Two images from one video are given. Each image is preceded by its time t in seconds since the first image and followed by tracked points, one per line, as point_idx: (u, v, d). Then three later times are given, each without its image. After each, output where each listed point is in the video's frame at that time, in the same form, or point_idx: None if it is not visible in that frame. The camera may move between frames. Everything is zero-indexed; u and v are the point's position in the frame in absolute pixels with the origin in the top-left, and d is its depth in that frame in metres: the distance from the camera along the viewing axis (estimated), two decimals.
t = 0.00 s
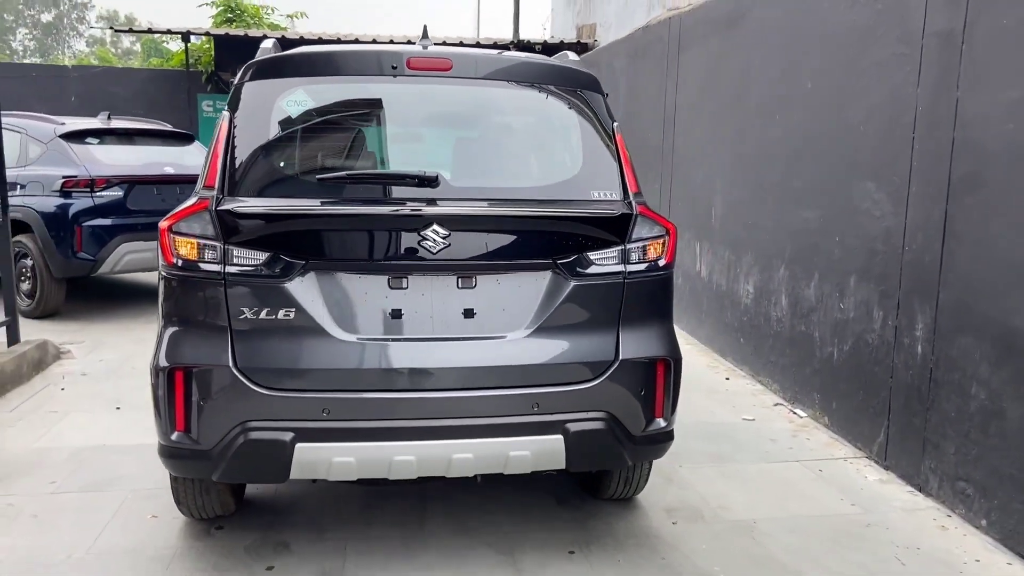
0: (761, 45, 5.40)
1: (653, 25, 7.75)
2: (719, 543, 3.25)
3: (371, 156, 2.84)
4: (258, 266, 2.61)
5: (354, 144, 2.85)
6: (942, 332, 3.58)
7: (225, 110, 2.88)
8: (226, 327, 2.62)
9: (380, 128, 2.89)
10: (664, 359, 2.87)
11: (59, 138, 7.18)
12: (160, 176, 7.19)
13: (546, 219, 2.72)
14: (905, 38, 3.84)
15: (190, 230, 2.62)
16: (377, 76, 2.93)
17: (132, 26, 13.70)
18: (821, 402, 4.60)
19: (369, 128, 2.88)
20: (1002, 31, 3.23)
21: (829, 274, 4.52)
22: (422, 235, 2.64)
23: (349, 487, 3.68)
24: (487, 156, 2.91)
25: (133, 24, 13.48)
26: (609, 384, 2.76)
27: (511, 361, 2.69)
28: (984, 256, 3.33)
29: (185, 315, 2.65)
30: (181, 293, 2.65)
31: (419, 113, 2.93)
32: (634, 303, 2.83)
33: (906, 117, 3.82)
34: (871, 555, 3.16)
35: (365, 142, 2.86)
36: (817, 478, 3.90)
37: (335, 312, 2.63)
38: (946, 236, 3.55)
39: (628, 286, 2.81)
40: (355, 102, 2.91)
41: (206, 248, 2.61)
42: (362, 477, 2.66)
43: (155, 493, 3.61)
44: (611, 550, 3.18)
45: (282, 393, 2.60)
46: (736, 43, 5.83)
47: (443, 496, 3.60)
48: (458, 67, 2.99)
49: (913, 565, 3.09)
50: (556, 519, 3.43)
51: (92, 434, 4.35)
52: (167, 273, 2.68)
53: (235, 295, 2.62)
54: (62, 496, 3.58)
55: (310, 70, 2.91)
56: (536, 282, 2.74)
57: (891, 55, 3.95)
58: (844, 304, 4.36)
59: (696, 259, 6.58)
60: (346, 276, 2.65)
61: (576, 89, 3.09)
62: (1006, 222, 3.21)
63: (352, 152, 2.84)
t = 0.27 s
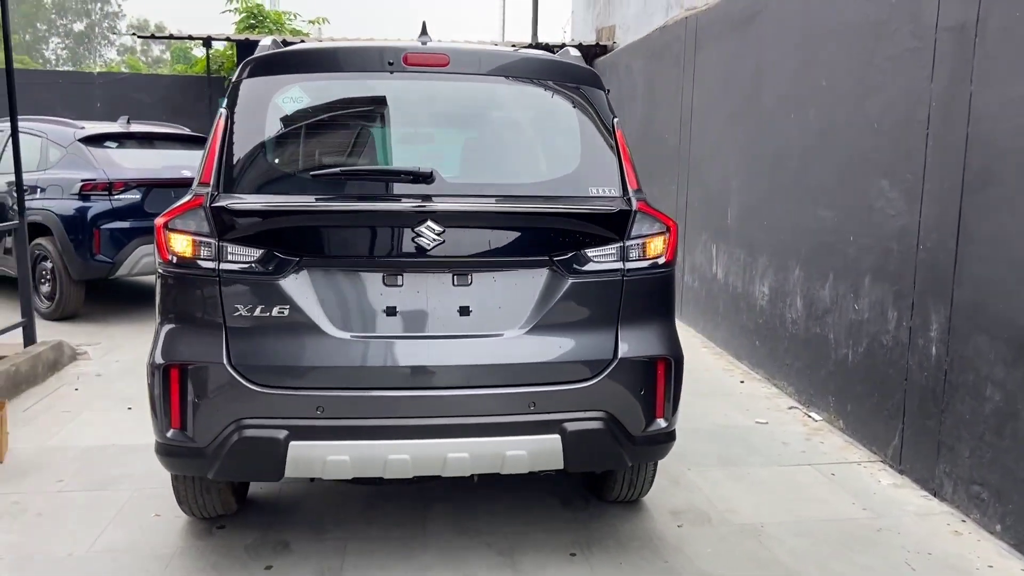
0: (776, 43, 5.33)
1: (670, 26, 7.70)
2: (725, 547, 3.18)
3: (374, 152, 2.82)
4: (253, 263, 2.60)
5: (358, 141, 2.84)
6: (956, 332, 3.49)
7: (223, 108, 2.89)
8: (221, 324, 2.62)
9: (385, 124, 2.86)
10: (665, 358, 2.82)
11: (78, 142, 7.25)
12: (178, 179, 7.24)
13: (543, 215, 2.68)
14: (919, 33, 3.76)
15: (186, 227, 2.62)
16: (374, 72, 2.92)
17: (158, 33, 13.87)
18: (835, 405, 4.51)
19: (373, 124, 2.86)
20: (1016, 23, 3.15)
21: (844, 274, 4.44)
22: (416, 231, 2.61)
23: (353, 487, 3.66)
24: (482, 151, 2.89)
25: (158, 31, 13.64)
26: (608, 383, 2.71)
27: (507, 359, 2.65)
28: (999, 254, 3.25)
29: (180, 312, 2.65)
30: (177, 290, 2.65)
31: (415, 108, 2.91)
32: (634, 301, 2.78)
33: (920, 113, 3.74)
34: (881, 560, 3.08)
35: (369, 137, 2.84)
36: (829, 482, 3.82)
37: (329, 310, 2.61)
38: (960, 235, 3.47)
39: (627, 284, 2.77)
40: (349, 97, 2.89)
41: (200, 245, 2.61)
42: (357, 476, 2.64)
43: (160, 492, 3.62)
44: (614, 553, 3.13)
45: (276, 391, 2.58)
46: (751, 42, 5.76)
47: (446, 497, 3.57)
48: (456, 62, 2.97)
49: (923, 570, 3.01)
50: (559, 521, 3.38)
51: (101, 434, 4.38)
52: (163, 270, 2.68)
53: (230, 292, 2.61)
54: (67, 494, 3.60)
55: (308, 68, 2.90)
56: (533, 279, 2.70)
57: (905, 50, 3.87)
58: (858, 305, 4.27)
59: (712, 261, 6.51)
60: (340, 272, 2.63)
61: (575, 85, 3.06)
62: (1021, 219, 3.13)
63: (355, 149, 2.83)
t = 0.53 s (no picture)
0: (781, 43, 5.33)
1: (680, 27, 7.72)
2: (718, 541, 3.20)
3: (375, 147, 2.88)
4: (245, 256, 2.66)
5: (358, 137, 2.89)
6: (953, 328, 3.49)
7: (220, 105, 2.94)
8: (215, 315, 2.68)
9: (385, 123, 2.92)
10: (654, 351, 2.84)
11: (95, 144, 7.37)
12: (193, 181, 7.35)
13: (531, 209, 2.72)
14: (917, 30, 3.76)
15: (182, 221, 2.69)
16: (366, 70, 2.98)
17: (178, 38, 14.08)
18: (838, 403, 4.51)
19: (373, 120, 2.92)
20: (1011, 18, 3.15)
21: (846, 272, 4.43)
22: (406, 225, 2.66)
23: (353, 480, 3.71)
24: (472, 147, 2.93)
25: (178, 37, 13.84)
26: (596, 375, 2.75)
27: (496, 351, 2.69)
28: (994, 249, 3.24)
29: (177, 304, 2.72)
30: (173, 282, 2.72)
31: (407, 104, 2.96)
32: (623, 294, 2.81)
33: (918, 110, 3.74)
34: (873, 555, 3.09)
35: (366, 133, 2.90)
36: (827, 478, 3.82)
37: (321, 302, 2.67)
38: (957, 231, 3.46)
39: (616, 277, 2.79)
40: (341, 93, 2.94)
41: (196, 238, 2.67)
42: (349, 465, 2.68)
43: (164, 484, 3.69)
44: (606, 545, 3.15)
45: (268, 381, 2.64)
46: (757, 42, 5.77)
47: (444, 490, 3.61)
48: (447, 59, 3.01)
49: (916, 565, 3.01)
50: (554, 514, 3.41)
51: (111, 428, 4.46)
52: (160, 263, 2.75)
53: (224, 284, 2.67)
54: (74, 485, 3.67)
55: (303, 65, 2.96)
56: (522, 272, 2.74)
57: (904, 47, 3.87)
58: (860, 302, 4.27)
59: (720, 261, 6.51)
60: (332, 266, 2.68)
61: (565, 81, 3.10)
62: (1015, 214, 3.12)
63: (355, 144, 2.88)
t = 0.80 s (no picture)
0: (781, 42, 5.37)
1: (685, 28, 7.76)
2: (708, 533, 3.23)
3: (372, 144, 2.94)
4: (239, 251, 2.73)
5: (356, 135, 2.95)
6: (944, 324, 3.51)
7: (216, 104, 3.01)
8: (210, 308, 2.75)
9: (382, 123, 2.98)
10: (641, 345, 2.89)
11: (107, 146, 7.48)
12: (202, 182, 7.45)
13: (518, 204, 2.77)
14: (909, 28, 3.79)
15: (179, 217, 2.77)
16: (360, 68, 3.04)
17: (191, 42, 14.25)
18: (835, 400, 4.53)
19: (370, 118, 2.98)
20: (999, 15, 3.17)
21: (843, 270, 4.46)
22: (395, 219, 2.72)
23: (351, 474, 3.77)
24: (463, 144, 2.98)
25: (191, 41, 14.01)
26: (583, 368, 2.79)
27: (484, 344, 2.74)
28: (982, 245, 3.26)
29: (173, 298, 2.79)
30: (170, 276, 2.79)
31: (398, 102, 3.02)
32: (610, 288, 2.86)
33: (910, 107, 3.76)
34: (862, 547, 3.12)
35: (364, 131, 2.96)
36: (821, 473, 3.85)
37: (313, 296, 2.73)
38: (948, 227, 3.49)
39: (603, 271, 2.84)
40: (334, 91, 3.00)
41: (192, 233, 2.75)
42: (340, 455, 2.74)
43: (166, 477, 3.76)
44: (597, 537, 3.19)
45: (262, 373, 2.70)
46: (758, 42, 5.80)
47: (440, 483, 3.66)
48: (438, 58, 3.07)
49: (903, 558, 3.04)
50: (547, 507, 3.46)
51: (117, 423, 4.55)
52: (157, 258, 2.82)
53: (218, 278, 2.74)
54: (78, 477, 3.76)
55: (298, 64, 3.02)
56: (510, 267, 2.79)
57: (897, 45, 3.90)
58: (856, 299, 4.29)
59: (723, 260, 6.53)
60: (323, 260, 2.74)
61: (554, 79, 3.15)
62: (1003, 209, 3.15)
63: (353, 142, 2.94)
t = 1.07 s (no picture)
0: (781, 42, 5.40)
1: (688, 29, 7.81)
2: (699, 526, 3.28)
3: (370, 143, 3.00)
4: (236, 247, 2.80)
5: (355, 134, 3.02)
6: (935, 320, 3.54)
7: (216, 104, 3.08)
8: (208, 303, 2.82)
9: (381, 122, 3.05)
10: (630, 339, 2.94)
11: (117, 148, 7.60)
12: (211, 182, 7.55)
13: (508, 201, 2.83)
14: (902, 28, 3.82)
15: (179, 214, 2.84)
16: (356, 69, 3.10)
17: (202, 46, 14.39)
18: (832, 397, 4.56)
19: (369, 118, 3.04)
20: (987, 14, 3.21)
21: (839, 268, 4.49)
22: (388, 216, 2.78)
23: (351, 467, 3.84)
24: (455, 143, 3.05)
25: (202, 45, 14.16)
26: (573, 362, 2.85)
27: (475, 338, 2.80)
28: (971, 242, 3.29)
29: (173, 292, 2.86)
30: (169, 272, 2.86)
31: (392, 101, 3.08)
32: (599, 283, 2.91)
33: (903, 106, 3.80)
34: (850, 540, 3.16)
35: (363, 130, 3.03)
36: (814, 469, 3.88)
37: (308, 291, 2.80)
38: (939, 224, 3.52)
39: (592, 267, 2.90)
40: (329, 91, 3.07)
41: (190, 230, 2.82)
42: (335, 446, 2.81)
43: (170, 470, 3.84)
44: (589, 529, 3.25)
45: (258, 365, 2.77)
46: (759, 42, 5.84)
47: (437, 477, 3.72)
48: (432, 59, 3.13)
49: (891, 550, 3.08)
50: (542, 500, 3.51)
51: (124, 418, 4.64)
52: (158, 254, 2.90)
53: (216, 273, 2.81)
54: (84, 470, 3.85)
55: (295, 65, 3.09)
56: (500, 262, 2.85)
57: (890, 45, 3.93)
58: (851, 297, 4.33)
59: (725, 259, 6.57)
60: (318, 256, 2.81)
61: (545, 78, 3.20)
62: (990, 207, 3.18)
63: (352, 141, 3.01)
